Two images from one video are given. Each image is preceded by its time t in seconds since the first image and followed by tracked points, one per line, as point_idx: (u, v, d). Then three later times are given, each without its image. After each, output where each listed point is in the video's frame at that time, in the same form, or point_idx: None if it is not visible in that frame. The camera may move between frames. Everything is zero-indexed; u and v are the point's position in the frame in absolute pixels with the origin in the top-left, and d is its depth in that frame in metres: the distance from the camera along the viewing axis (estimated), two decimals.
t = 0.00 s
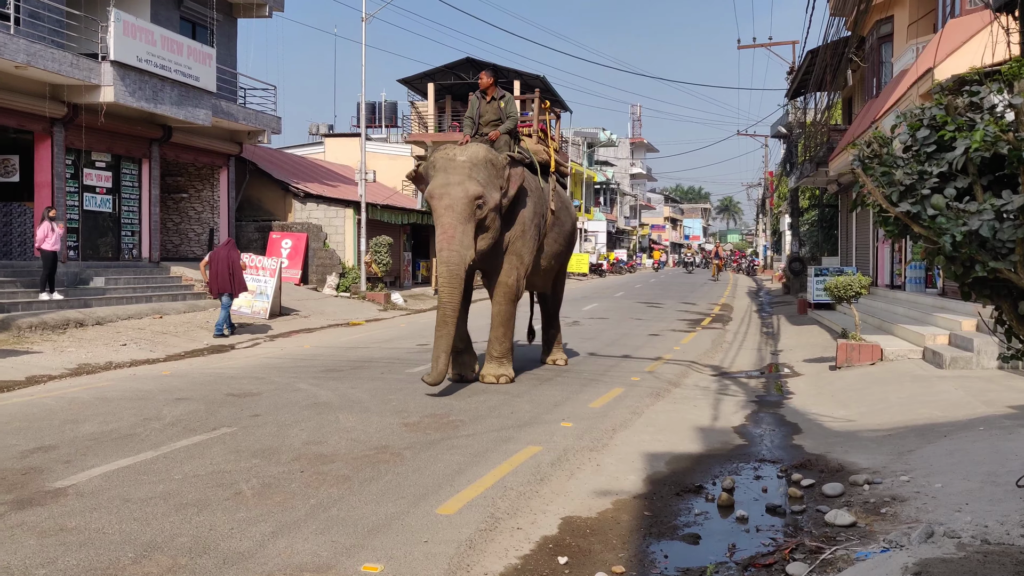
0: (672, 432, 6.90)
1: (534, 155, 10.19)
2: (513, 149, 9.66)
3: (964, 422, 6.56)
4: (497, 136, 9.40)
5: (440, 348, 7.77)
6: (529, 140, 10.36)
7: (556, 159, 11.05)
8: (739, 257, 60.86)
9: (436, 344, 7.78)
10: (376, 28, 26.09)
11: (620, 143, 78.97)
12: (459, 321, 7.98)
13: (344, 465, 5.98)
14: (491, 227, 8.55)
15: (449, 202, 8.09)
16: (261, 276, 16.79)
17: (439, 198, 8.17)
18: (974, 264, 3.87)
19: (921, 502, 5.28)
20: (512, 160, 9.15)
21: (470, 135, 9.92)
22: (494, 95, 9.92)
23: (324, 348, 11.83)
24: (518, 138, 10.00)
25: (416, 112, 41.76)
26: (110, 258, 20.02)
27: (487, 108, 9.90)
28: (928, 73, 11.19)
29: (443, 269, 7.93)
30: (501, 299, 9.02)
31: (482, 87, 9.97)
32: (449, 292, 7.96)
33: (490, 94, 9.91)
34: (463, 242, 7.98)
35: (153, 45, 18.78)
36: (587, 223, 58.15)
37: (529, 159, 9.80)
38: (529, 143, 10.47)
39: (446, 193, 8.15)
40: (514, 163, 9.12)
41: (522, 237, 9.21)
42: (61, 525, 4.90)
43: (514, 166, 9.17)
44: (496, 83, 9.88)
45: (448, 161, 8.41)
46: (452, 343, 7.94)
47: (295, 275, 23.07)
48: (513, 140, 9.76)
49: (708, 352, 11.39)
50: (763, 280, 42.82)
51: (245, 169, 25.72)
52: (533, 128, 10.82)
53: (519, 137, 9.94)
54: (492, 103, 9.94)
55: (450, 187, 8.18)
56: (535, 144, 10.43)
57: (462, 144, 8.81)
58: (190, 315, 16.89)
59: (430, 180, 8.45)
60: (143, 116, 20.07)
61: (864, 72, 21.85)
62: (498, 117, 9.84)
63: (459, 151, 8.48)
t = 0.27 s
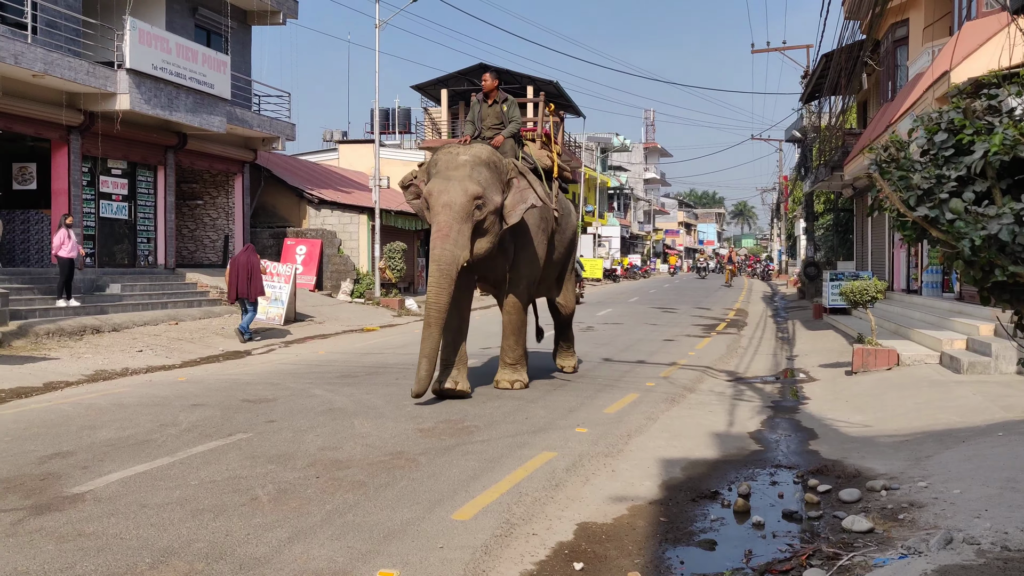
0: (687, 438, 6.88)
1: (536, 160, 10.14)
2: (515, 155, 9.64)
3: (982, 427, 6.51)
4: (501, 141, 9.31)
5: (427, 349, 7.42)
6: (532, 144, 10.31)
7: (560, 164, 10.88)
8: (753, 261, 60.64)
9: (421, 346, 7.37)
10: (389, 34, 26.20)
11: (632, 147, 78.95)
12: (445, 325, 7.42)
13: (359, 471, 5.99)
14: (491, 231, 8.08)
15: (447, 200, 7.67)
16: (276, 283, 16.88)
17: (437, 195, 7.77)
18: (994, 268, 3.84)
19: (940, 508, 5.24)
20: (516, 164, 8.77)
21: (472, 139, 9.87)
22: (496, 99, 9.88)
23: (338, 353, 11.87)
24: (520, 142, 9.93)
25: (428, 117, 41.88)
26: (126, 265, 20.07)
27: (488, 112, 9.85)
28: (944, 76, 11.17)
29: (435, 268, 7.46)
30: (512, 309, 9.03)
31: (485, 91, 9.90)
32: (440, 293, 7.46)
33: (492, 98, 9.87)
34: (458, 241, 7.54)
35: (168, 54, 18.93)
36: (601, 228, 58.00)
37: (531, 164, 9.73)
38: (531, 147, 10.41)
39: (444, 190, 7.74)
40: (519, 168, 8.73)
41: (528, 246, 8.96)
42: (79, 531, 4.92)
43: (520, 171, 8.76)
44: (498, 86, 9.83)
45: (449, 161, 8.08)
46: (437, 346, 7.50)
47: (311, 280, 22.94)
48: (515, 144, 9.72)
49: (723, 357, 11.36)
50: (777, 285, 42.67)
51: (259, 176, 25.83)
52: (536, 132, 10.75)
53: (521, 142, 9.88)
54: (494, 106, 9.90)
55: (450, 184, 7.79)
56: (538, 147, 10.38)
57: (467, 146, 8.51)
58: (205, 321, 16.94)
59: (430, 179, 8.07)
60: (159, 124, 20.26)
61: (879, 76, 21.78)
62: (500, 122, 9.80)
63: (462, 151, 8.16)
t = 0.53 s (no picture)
0: (702, 443, 6.86)
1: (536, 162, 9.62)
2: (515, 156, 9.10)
3: (999, 433, 6.47)
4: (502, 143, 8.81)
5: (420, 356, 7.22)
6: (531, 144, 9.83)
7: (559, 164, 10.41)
8: (766, 266, 60.46)
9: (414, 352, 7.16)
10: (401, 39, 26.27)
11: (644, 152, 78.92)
12: (438, 331, 7.25)
13: (373, 476, 5.99)
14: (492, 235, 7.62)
15: (445, 201, 7.21)
16: (291, 288, 16.95)
17: (435, 195, 7.30)
18: (1011, 273, 3.83)
19: (957, 514, 5.21)
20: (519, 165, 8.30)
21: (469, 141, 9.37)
22: (492, 99, 9.38)
23: (352, 359, 11.88)
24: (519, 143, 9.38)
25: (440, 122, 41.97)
26: (140, 270, 20.21)
27: (485, 112, 9.36)
28: (960, 79, 11.17)
29: (430, 272, 7.06)
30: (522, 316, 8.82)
31: (480, 91, 9.41)
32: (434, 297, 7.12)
33: (488, 98, 9.38)
34: (456, 245, 7.11)
35: (182, 59, 18.99)
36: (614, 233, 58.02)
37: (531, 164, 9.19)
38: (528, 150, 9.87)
39: (443, 191, 7.28)
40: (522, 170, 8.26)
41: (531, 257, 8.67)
42: (95, 535, 4.93)
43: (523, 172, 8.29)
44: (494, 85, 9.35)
45: (450, 160, 7.59)
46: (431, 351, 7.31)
47: (325, 286, 22.75)
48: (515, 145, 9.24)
49: (737, 363, 11.32)
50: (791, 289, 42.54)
51: (273, 182, 26.05)
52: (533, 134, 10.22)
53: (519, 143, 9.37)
54: (490, 106, 9.41)
55: (450, 185, 7.32)
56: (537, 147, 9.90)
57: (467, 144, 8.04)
58: (219, 326, 17.02)
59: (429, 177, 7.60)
60: (174, 130, 20.33)
61: (894, 80, 21.73)
62: (497, 123, 9.32)
63: (463, 150, 7.67)
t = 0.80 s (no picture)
0: (716, 449, 6.84)
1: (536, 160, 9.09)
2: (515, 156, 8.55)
3: (1016, 440, 6.42)
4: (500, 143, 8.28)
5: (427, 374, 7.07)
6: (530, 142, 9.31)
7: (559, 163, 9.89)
8: (779, 271, 60.26)
9: (422, 373, 7.00)
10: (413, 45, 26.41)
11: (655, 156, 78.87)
12: (447, 353, 7.06)
13: (387, 481, 5.99)
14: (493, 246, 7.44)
15: (449, 218, 6.97)
16: (305, 293, 16.96)
17: (439, 212, 7.05)
18: None
19: (974, 522, 5.17)
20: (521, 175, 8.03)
21: (467, 139, 8.87)
22: (491, 93, 8.86)
23: (365, 364, 11.90)
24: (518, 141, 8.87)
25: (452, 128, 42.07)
26: (155, 275, 20.40)
27: (484, 108, 8.85)
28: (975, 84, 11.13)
29: (436, 293, 6.84)
30: (523, 318, 8.25)
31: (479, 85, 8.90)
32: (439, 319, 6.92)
33: (486, 93, 8.86)
34: (463, 264, 6.89)
35: (197, 66, 19.10)
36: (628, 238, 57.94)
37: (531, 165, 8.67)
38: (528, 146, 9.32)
39: (447, 208, 7.03)
40: (523, 180, 8.02)
41: (534, 263, 8.28)
42: (110, 539, 4.95)
43: (523, 182, 8.06)
44: (492, 79, 8.83)
45: (452, 173, 7.26)
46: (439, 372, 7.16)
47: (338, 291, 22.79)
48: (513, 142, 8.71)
49: (751, 368, 11.29)
50: (806, 295, 42.37)
51: (288, 188, 26.31)
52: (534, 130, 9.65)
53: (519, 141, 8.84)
54: (488, 101, 8.88)
55: (453, 202, 7.06)
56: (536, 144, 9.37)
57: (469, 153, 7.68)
58: (234, 331, 17.09)
59: (430, 191, 7.30)
60: (188, 136, 20.56)
61: (909, 85, 21.66)
62: (495, 119, 8.79)
63: (466, 162, 7.34)
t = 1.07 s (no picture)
0: (730, 458, 6.82)
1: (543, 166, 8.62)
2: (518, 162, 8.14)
3: None
4: (501, 148, 7.83)
5: (444, 387, 6.90)
6: (538, 147, 8.86)
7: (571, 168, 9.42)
8: (792, 279, 60.18)
9: (437, 385, 6.79)
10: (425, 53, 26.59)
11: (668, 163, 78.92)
12: (461, 360, 6.86)
13: (400, 488, 5.99)
14: (499, 248, 7.12)
15: (448, 220, 6.67)
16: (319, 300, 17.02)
17: (436, 215, 6.74)
18: None
19: (991, 533, 5.12)
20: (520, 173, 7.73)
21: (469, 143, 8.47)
22: (497, 98, 8.49)
23: (378, 370, 11.92)
24: (523, 146, 8.43)
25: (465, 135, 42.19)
26: (170, 280, 20.72)
27: (488, 112, 8.46)
28: (992, 91, 11.06)
29: (441, 298, 6.60)
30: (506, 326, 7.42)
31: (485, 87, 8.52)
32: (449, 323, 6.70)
33: (493, 97, 8.50)
34: (465, 266, 6.59)
35: (212, 72, 19.19)
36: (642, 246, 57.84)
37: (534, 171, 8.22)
38: (536, 150, 8.85)
39: (445, 209, 6.72)
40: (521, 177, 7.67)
41: (526, 264, 7.57)
42: (125, 544, 4.96)
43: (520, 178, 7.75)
44: (500, 82, 8.46)
45: (447, 174, 6.92)
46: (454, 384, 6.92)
47: (351, 297, 22.68)
48: (518, 149, 8.31)
49: (765, 376, 11.25)
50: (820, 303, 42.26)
51: (302, 195, 26.56)
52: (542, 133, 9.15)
53: (524, 146, 8.42)
54: (495, 105, 8.52)
55: (451, 202, 6.73)
56: (545, 150, 8.91)
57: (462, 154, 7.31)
58: (247, 337, 17.18)
59: (426, 195, 6.99)
60: (204, 143, 20.70)
61: (925, 93, 21.62)
62: (501, 124, 8.40)
63: (461, 162, 6.99)
